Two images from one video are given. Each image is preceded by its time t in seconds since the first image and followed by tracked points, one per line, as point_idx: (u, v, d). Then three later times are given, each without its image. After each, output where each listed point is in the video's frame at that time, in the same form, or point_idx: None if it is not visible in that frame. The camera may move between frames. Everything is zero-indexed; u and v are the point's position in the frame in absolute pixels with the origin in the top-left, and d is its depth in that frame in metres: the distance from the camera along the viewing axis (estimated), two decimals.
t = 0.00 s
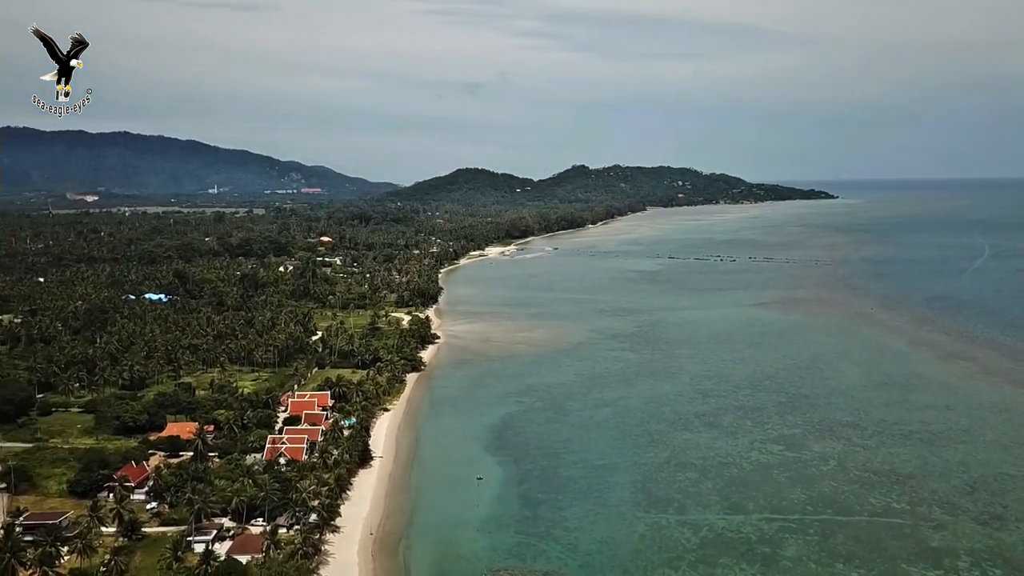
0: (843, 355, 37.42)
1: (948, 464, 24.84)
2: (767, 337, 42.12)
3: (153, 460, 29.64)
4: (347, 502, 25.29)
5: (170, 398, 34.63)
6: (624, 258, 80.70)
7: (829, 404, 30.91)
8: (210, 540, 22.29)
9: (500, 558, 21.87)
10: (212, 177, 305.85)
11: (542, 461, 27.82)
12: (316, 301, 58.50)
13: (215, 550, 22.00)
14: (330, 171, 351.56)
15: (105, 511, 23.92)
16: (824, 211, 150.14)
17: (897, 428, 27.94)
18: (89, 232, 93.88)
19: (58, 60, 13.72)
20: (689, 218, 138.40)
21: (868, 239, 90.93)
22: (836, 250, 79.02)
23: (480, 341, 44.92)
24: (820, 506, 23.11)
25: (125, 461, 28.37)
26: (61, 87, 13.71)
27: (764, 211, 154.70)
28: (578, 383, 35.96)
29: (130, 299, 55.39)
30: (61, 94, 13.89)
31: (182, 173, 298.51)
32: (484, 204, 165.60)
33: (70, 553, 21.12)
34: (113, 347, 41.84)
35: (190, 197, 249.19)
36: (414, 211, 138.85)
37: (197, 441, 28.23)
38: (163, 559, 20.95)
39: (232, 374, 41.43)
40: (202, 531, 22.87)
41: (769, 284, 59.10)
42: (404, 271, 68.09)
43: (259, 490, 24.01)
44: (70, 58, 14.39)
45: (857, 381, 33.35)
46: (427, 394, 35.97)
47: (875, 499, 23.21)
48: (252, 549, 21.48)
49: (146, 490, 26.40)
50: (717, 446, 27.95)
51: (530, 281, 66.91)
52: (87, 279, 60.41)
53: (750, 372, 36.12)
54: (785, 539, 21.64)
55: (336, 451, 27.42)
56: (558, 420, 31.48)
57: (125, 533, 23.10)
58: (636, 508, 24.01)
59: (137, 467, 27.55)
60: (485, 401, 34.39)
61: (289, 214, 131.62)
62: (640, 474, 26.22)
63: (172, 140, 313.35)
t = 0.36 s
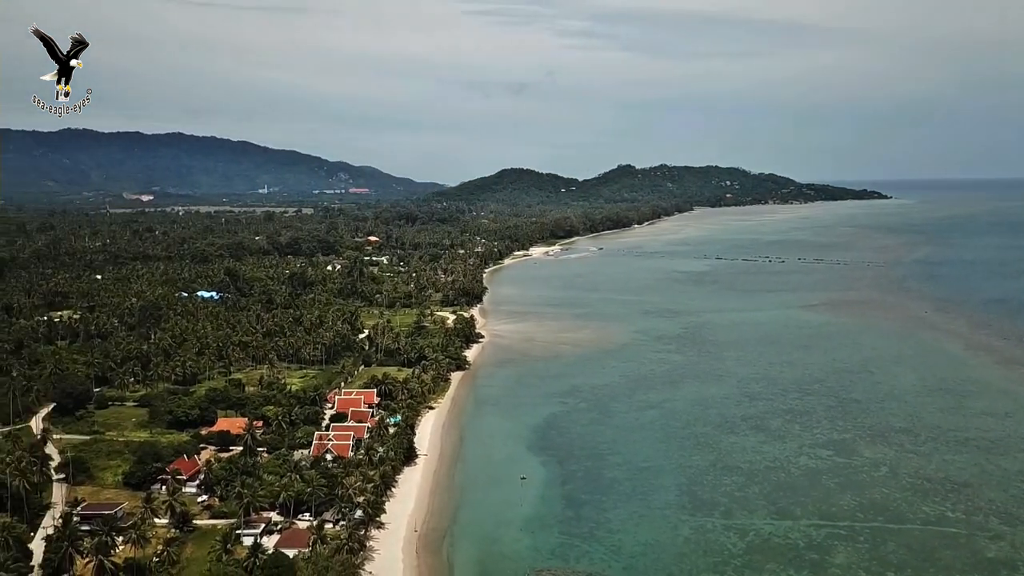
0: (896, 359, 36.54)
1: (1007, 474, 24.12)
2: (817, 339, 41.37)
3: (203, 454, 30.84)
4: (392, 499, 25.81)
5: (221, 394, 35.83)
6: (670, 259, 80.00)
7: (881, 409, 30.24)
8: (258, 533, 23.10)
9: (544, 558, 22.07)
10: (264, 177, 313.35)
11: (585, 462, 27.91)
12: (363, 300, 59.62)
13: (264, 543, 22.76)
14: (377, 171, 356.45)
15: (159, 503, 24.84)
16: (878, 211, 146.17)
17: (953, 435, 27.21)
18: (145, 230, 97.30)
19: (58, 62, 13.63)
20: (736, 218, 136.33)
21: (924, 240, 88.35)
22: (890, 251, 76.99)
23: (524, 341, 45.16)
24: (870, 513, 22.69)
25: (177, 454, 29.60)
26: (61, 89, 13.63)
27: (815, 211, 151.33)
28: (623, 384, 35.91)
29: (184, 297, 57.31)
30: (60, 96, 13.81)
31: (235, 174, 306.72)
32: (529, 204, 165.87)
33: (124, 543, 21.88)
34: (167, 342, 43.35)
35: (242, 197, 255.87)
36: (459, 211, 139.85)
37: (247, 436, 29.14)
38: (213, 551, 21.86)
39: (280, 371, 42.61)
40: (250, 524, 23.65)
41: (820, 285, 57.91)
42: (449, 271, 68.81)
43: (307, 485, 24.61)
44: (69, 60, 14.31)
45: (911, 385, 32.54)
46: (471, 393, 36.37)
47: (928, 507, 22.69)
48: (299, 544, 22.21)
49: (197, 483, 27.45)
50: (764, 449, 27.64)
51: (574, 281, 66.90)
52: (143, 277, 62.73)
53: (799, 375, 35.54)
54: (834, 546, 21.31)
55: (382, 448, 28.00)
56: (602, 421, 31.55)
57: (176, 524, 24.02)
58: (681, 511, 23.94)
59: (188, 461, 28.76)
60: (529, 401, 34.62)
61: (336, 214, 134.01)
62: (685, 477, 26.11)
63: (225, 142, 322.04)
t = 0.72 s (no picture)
0: (955, 363, 35.53)
1: None
2: (871, 343, 40.46)
3: (254, 449, 31.87)
4: (438, 497, 26.29)
5: (272, 390, 36.91)
6: (719, 260, 79.00)
7: (938, 415, 29.48)
8: (307, 528, 23.82)
9: (589, 560, 22.19)
10: (314, 177, 319.82)
11: (631, 464, 27.92)
12: (411, 299, 60.62)
13: (313, 538, 23.50)
14: (425, 172, 360.09)
15: (212, 496, 25.80)
16: (937, 212, 141.70)
17: (1015, 444, 26.40)
18: (201, 229, 100.32)
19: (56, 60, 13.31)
20: (788, 219, 133.65)
21: (985, 241, 85.35)
22: (949, 253, 74.58)
23: (571, 341, 45.28)
24: (926, 522, 22.20)
25: (229, 449, 30.67)
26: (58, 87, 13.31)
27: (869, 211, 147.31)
28: (670, 386, 35.75)
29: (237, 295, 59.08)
30: (58, 94, 13.48)
31: (287, 175, 313.87)
32: (576, 204, 165.27)
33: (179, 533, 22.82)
34: (220, 339, 44.73)
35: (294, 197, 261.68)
36: (505, 211, 140.35)
37: (297, 432, 30.01)
38: (264, 543, 22.64)
39: (330, 368, 43.69)
40: (299, 519, 24.38)
41: (874, 288, 56.47)
42: (495, 271, 69.30)
43: (354, 481, 25.21)
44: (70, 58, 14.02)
45: (971, 391, 31.62)
46: (517, 392, 36.69)
47: (987, 518, 22.09)
48: (346, 540, 22.90)
49: (249, 478, 28.44)
50: (815, 455, 27.23)
51: (621, 282, 66.69)
52: (198, 275, 64.87)
53: (852, 378, 34.87)
54: (887, 554, 20.92)
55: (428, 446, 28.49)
56: (649, 423, 31.48)
57: (228, 518, 24.93)
58: (728, 516, 23.78)
59: (240, 455, 29.82)
60: (575, 402, 34.76)
61: (384, 214, 136.01)
62: (733, 481, 25.91)
63: (278, 143, 329.80)
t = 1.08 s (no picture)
0: (1014, 370, 34.47)
1: None
2: (925, 347, 39.49)
3: (302, 445, 32.86)
4: (481, 496, 26.70)
5: (320, 388, 37.90)
6: (767, 260, 77.76)
7: (996, 423, 28.72)
8: (352, 525, 24.47)
9: (632, 562, 22.30)
10: (362, 178, 324.87)
11: (676, 467, 27.89)
12: (455, 298, 61.35)
13: (358, 534, 24.12)
14: (470, 171, 362.18)
15: (260, 491, 26.78)
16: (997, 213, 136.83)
17: None
18: (251, 229, 103.03)
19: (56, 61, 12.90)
20: (839, 220, 130.62)
21: None
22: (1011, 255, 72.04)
23: (614, 342, 45.28)
24: (982, 532, 21.71)
25: (278, 445, 31.66)
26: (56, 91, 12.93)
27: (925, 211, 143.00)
28: (715, 389, 35.51)
29: (285, 293, 60.63)
30: (60, 95, 13.20)
31: (335, 176, 319.63)
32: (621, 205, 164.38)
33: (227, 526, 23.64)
34: (269, 336, 45.94)
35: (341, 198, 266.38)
36: (550, 211, 140.30)
37: (343, 430, 30.82)
38: (310, 538, 23.54)
39: (376, 366, 44.60)
40: (345, 515, 25.07)
41: (930, 290, 54.98)
42: (539, 271, 69.59)
43: (399, 479, 25.79)
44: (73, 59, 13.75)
45: None
46: (561, 393, 36.91)
47: None
48: (391, 536, 23.38)
49: (296, 473, 29.33)
50: (866, 460, 26.79)
51: (666, 282, 66.25)
52: (249, 273, 66.76)
53: (905, 383, 34.14)
54: (940, 564, 20.53)
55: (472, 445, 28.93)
56: (694, 425, 31.38)
57: (276, 512, 25.77)
58: (775, 521, 23.61)
59: (287, 451, 30.81)
60: (618, 403, 34.82)
61: (430, 214, 137.50)
62: (780, 486, 25.68)
63: (327, 145, 336.02)
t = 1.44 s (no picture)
0: None
1: None
2: (986, 352, 38.43)
3: (350, 442, 33.79)
4: (527, 496, 27.11)
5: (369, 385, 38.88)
6: (819, 262, 76.29)
7: None
8: (399, 521, 25.13)
9: (679, 566, 22.39)
10: (410, 178, 328.98)
11: (724, 471, 27.82)
12: (501, 298, 61.98)
13: (404, 531, 24.76)
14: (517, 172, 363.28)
15: (309, 487, 27.74)
16: None
17: None
18: (302, 228, 105.53)
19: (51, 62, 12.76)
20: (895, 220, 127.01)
21: None
22: None
23: (661, 344, 45.19)
24: None
25: (326, 441, 32.66)
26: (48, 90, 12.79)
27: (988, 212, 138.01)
28: (764, 392, 35.22)
29: (335, 291, 62.14)
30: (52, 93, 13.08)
31: (383, 176, 324.32)
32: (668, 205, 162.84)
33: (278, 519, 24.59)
34: (319, 334, 47.25)
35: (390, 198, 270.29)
36: (596, 211, 139.92)
37: (390, 427, 31.62)
38: (358, 533, 24.25)
39: (424, 364, 45.48)
40: (392, 511, 25.76)
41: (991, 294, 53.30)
42: (586, 271, 69.67)
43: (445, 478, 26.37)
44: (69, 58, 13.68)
45: None
46: (607, 394, 37.06)
47: None
48: (436, 534, 23.99)
49: (344, 469, 30.23)
50: (922, 468, 26.32)
51: (714, 283, 65.61)
52: (300, 272, 68.54)
53: (963, 389, 33.33)
54: None
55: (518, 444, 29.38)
56: (743, 429, 31.20)
57: (325, 507, 26.13)
58: (827, 528, 23.40)
59: (335, 447, 31.76)
60: (665, 405, 34.82)
61: (476, 214, 138.65)
62: (832, 492, 25.43)
63: (376, 146, 341.28)
